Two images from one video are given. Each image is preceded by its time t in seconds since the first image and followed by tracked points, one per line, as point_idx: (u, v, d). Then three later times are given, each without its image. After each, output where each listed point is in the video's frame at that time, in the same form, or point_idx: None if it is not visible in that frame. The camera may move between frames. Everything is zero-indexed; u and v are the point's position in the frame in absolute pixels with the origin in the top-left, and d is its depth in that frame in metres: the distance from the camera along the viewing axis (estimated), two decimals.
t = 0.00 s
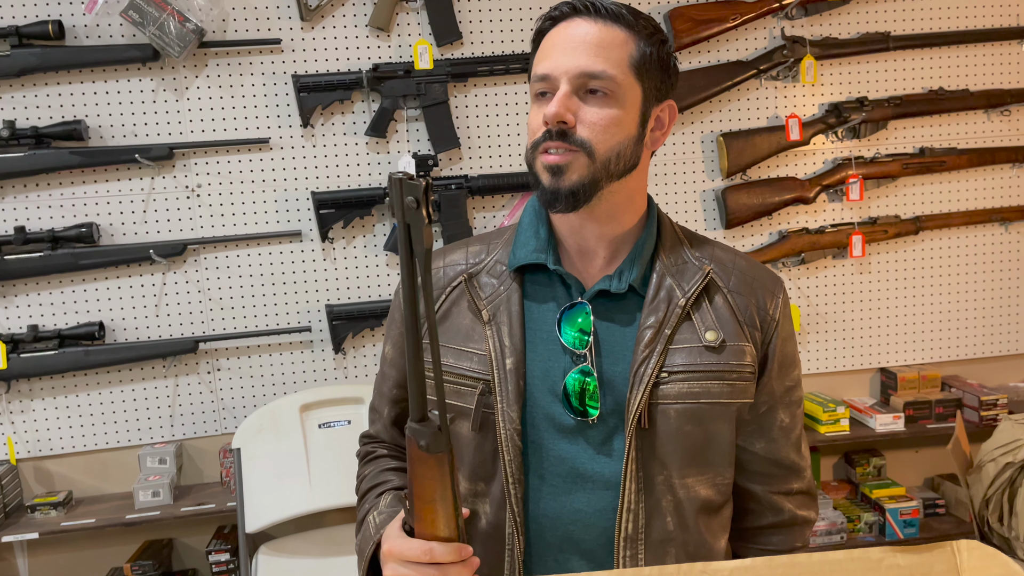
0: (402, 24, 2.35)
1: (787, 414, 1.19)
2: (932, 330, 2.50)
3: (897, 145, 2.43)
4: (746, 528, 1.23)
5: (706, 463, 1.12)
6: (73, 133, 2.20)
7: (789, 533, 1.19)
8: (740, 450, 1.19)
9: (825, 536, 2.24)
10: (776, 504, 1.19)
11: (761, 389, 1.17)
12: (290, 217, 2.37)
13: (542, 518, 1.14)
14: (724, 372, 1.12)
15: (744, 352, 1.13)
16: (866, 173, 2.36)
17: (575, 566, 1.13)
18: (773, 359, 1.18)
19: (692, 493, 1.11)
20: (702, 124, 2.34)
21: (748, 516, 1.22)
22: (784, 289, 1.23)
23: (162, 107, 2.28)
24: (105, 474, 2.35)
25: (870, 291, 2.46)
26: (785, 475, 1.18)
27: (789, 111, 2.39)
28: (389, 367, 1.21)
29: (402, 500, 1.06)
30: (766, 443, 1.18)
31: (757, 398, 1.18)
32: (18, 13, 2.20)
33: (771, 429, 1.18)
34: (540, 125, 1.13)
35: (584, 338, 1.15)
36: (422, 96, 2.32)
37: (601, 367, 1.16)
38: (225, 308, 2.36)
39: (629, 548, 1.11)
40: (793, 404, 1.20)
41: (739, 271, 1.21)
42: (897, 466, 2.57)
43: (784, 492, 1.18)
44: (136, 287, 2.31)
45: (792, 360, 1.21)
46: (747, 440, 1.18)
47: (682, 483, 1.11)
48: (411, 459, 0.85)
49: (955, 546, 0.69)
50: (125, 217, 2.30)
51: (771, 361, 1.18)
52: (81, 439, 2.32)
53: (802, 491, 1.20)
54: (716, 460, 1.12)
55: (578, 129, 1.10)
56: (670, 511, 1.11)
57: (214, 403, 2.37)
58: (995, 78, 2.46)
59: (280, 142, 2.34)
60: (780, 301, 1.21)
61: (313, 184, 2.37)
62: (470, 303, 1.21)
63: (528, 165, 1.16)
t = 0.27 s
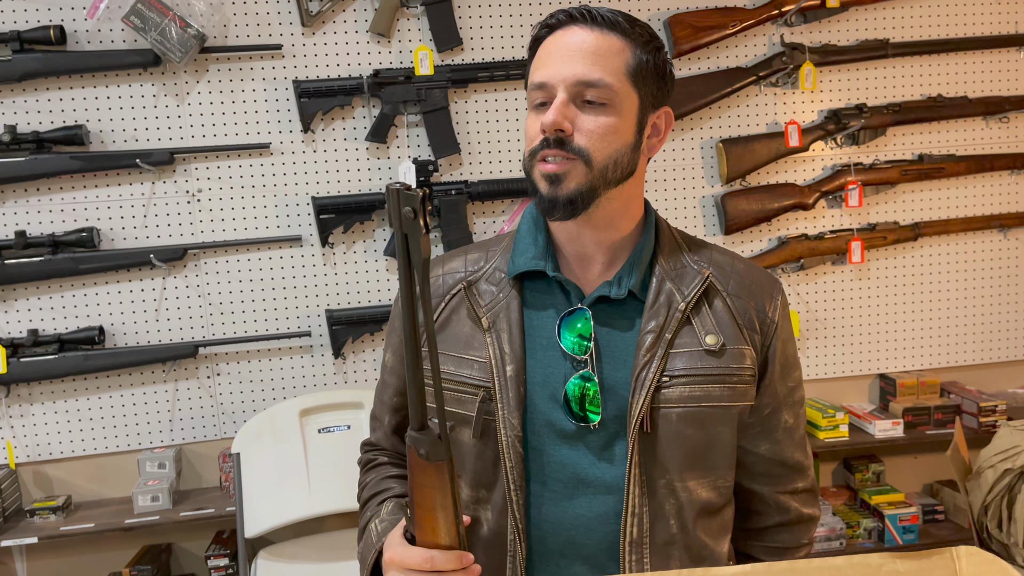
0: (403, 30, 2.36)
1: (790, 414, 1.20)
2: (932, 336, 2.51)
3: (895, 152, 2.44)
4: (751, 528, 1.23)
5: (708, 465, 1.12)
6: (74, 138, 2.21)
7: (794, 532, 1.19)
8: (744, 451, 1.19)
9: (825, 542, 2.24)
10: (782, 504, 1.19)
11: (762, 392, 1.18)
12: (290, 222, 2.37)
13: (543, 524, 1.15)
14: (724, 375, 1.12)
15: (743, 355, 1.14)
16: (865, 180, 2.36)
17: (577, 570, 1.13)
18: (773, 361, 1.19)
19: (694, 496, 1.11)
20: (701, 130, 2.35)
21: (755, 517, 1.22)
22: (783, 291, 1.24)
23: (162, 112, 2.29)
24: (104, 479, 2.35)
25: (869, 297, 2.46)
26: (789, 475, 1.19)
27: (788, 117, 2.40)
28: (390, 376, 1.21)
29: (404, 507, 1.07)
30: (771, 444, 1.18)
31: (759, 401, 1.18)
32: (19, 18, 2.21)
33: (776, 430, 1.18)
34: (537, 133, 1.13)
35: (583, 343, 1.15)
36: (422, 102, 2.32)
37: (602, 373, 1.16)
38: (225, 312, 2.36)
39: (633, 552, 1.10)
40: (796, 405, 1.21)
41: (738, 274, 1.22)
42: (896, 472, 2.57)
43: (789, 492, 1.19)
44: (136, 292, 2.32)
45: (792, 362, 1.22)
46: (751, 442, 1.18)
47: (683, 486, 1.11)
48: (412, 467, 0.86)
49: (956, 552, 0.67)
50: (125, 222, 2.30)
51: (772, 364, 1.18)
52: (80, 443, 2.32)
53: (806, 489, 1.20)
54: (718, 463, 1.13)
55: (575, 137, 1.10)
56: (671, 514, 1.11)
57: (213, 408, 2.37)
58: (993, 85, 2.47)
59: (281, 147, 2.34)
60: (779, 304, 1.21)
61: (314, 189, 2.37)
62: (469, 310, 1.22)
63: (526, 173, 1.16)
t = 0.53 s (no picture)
0: (403, 35, 2.37)
1: (794, 410, 1.21)
2: (931, 341, 2.51)
3: (894, 158, 2.45)
4: (759, 523, 1.24)
5: (710, 464, 1.12)
6: (76, 142, 2.21)
7: (802, 526, 1.19)
8: (748, 447, 1.20)
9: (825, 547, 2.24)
10: (791, 498, 1.19)
11: (762, 391, 1.18)
12: (291, 226, 2.38)
13: (543, 528, 1.15)
14: (724, 374, 1.13)
15: (741, 354, 1.15)
16: (863, 186, 2.37)
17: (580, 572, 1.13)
18: (773, 359, 1.19)
19: (697, 495, 1.11)
20: (701, 136, 2.36)
21: (765, 512, 1.22)
22: (779, 289, 1.24)
23: (163, 117, 2.30)
24: (103, 483, 2.35)
25: (868, 303, 2.47)
26: (796, 469, 1.19)
27: (788, 123, 2.41)
28: (389, 385, 1.22)
29: (405, 516, 1.07)
30: (777, 441, 1.18)
31: (759, 399, 1.19)
32: (21, 23, 2.22)
33: (781, 426, 1.18)
34: (529, 139, 1.14)
35: (582, 347, 1.15)
36: (423, 107, 2.33)
37: (602, 377, 1.16)
38: (226, 317, 2.36)
39: (638, 553, 1.10)
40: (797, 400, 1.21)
41: (733, 273, 1.23)
42: (895, 478, 2.57)
43: (796, 486, 1.19)
44: (137, 297, 2.32)
45: (790, 359, 1.22)
46: (757, 439, 1.19)
47: (685, 485, 1.12)
48: (414, 477, 0.87)
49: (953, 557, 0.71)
50: (126, 227, 2.31)
51: (771, 363, 1.19)
52: (80, 447, 2.32)
53: (812, 482, 1.21)
54: (719, 462, 1.13)
55: (568, 143, 1.11)
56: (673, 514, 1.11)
57: (213, 412, 2.38)
58: (992, 92, 2.48)
59: (282, 152, 2.35)
60: (776, 302, 1.22)
61: (314, 194, 2.38)
62: (466, 317, 1.22)
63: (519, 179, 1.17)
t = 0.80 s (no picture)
0: (404, 40, 2.37)
1: (795, 407, 1.20)
2: (930, 347, 2.52)
3: (894, 163, 2.45)
4: (762, 520, 1.24)
5: (711, 465, 1.13)
6: (77, 146, 2.22)
7: (806, 522, 1.19)
8: (751, 445, 1.20)
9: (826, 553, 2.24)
10: (795, 495, 1.18)
11: (762, 391, 1.18)
12: (291, 231, 2.38)
13: (544, 531, 1.15)
14: (723, 374, 1.13)
15: (740, 354, 1.15)
16: (863, 191, 2.38)
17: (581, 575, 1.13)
18: (772, 358, 1.19)
19: (697, 496, 1.11)
20: (701, 141, 2.36)
21: (768, 509, 1.22)
22: (776, 288, 1.24)
23: (164, 122, 2.30)
24: (103, 487, 2.35)
25: (868, 308, 2.47)
26: (800, 465, 1.19)
27: (788, 129, 2.41)
28: (388, 392, 1.22)
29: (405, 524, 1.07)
30: (779, 439, 1.18)
31: (759, 399, 1.19)
32: (23, 27, 2.22)
33: (783, 424, 1.18)
34: (529, 144, 1.13)
35: (581, 351, 1.16)
36: (423, 112, 2.33)
37: (601, 380, 1.16)
38: (226, 321, 2.36)
39: (641, 555, 1.10)
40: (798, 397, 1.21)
41: (730, 273, 1.23)
42: (895, 483, 2.57)
43: (800, 482, 1.19)
44: (137, 301, 2.32)
45: (789, 358, 1.22)
46: (759, 436, 1.19)
47: (686, 486, 1.12)
48: (414, 484, 0.87)
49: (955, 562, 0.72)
50: (127, 231, 2.31)
51: (771, 362, 1.18)
52: (79, 452, 2.32)
53: (816, 478, 1.20)
54: (720, 463, 1.13)
55: (570, 147, 1.11)
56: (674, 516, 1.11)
57: (213, 416, 2.38)
58: (991, 98, 2.49)
59: (283, 156, 2.36)
60: (773, 301, 1.22)
61: (315, 198, 2.38)
62: (463, 323, 1.22)
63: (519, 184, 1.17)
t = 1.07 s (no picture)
0: (407, 44, 2.38)
1: (795, 407, 1.21)
2: (930, 351, 2.52)
3: (895, 168, 2.46)
4: (762, 522, 1.24)
5: (712, 467, 1.13)
6: (80, 149, 2.22)
7: (806, 521, 1.19)
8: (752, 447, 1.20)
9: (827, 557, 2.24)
10: (796, 495, 1.19)
11: (762, 392, 1.19)
12: (293, 234, 2.38)
13: (545, 535, 1.14)
14: (723, 376, 1.14)
15: (739, 355, 1.15)
16: (865, 196, 2.38)
17: None
18: (771, 359, 1.19)
19: (698, 498, 1.12)
20: (702, 146, 2.37)
21: (769, 510, 1.22)
22: (775, 289, 1.25)
23: (167, 125, 2.30)
24: (104, 490, 2.35)
25: (868, 312, 2.47)
26: (798, 465, 1.19)
27: (789, 133, 2.42)
28: (388, 398, 1.22)
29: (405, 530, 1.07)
30: (779, 439, 1.18)
31: (758, 400, 1.19)
32: (27, 30, 2.23)
33: (782, 424, 1.18)
34: (530, 146, 1.13)
35: (581, 354, 1.16)
36: (426, 116, 2.34)
37: (601, 382, 1.17)
38: (227, 324, 2.37)
39: (642, 557, 1.10)
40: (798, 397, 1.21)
41: (729, 274, 1.23)
42: (896, 488, 2.57)
43: (800, 483, 1.19)
44: (139, 303, 2.32)
45: (788, 358, 1.22)
46: (760, 437, 1.19)
47: (687, 488, 1.12)
48: (415, 491, 0.87)
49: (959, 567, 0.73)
50: (129, 234, 2.32)
51: (770, 363, 1.19)
52: (81, 454, 2.32)
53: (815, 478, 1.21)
54: (721, 464, 1.13)
55: (572, 150, 1.12)
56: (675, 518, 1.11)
57: (214, 419, 2.38)
58: (992, 104, 2.49)
59: (285, 159, 2.36)
60: (772, 302, 1.22)
61: (317, 202, 2.39)
62: (462, 328, 1.23)
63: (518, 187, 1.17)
